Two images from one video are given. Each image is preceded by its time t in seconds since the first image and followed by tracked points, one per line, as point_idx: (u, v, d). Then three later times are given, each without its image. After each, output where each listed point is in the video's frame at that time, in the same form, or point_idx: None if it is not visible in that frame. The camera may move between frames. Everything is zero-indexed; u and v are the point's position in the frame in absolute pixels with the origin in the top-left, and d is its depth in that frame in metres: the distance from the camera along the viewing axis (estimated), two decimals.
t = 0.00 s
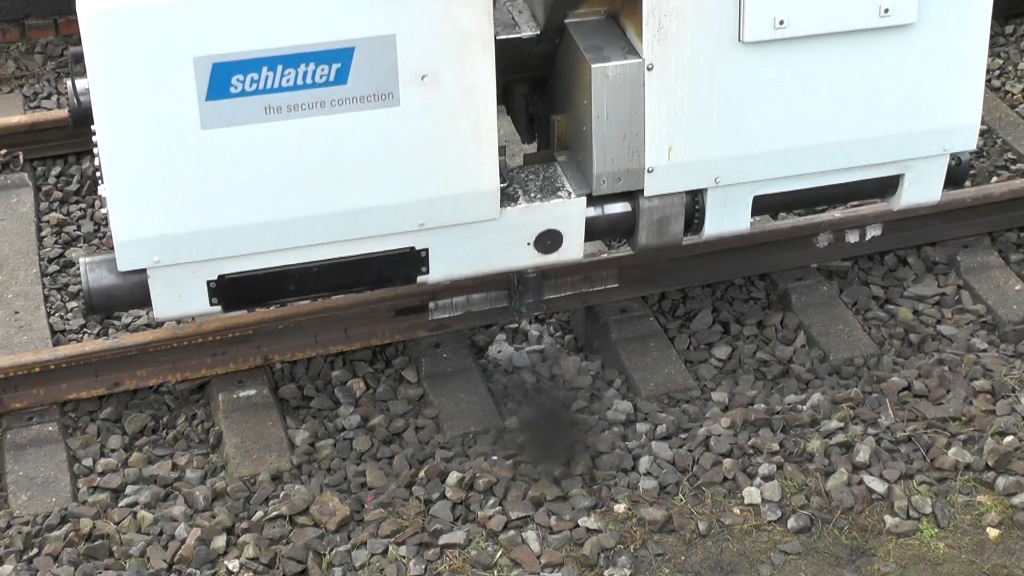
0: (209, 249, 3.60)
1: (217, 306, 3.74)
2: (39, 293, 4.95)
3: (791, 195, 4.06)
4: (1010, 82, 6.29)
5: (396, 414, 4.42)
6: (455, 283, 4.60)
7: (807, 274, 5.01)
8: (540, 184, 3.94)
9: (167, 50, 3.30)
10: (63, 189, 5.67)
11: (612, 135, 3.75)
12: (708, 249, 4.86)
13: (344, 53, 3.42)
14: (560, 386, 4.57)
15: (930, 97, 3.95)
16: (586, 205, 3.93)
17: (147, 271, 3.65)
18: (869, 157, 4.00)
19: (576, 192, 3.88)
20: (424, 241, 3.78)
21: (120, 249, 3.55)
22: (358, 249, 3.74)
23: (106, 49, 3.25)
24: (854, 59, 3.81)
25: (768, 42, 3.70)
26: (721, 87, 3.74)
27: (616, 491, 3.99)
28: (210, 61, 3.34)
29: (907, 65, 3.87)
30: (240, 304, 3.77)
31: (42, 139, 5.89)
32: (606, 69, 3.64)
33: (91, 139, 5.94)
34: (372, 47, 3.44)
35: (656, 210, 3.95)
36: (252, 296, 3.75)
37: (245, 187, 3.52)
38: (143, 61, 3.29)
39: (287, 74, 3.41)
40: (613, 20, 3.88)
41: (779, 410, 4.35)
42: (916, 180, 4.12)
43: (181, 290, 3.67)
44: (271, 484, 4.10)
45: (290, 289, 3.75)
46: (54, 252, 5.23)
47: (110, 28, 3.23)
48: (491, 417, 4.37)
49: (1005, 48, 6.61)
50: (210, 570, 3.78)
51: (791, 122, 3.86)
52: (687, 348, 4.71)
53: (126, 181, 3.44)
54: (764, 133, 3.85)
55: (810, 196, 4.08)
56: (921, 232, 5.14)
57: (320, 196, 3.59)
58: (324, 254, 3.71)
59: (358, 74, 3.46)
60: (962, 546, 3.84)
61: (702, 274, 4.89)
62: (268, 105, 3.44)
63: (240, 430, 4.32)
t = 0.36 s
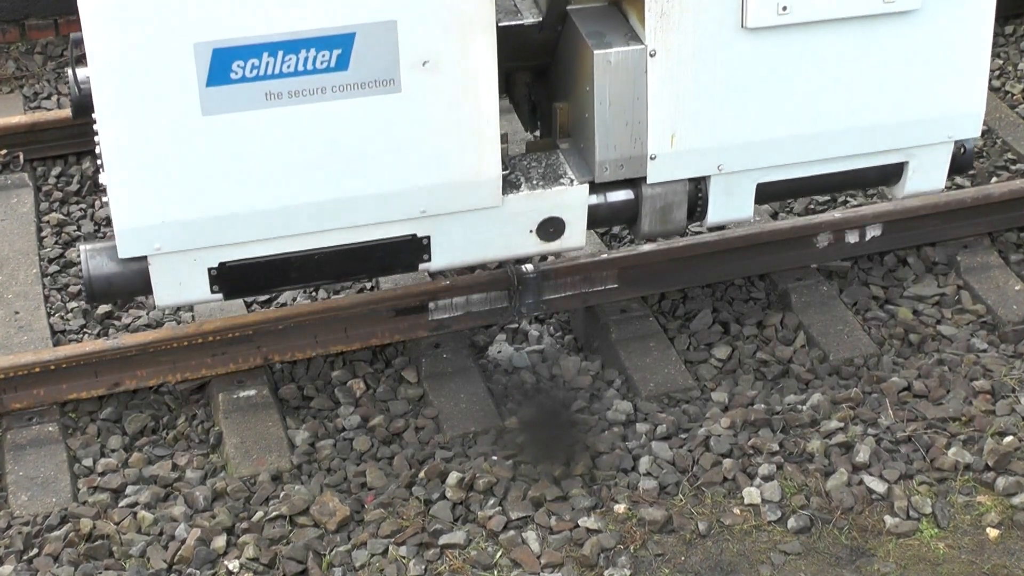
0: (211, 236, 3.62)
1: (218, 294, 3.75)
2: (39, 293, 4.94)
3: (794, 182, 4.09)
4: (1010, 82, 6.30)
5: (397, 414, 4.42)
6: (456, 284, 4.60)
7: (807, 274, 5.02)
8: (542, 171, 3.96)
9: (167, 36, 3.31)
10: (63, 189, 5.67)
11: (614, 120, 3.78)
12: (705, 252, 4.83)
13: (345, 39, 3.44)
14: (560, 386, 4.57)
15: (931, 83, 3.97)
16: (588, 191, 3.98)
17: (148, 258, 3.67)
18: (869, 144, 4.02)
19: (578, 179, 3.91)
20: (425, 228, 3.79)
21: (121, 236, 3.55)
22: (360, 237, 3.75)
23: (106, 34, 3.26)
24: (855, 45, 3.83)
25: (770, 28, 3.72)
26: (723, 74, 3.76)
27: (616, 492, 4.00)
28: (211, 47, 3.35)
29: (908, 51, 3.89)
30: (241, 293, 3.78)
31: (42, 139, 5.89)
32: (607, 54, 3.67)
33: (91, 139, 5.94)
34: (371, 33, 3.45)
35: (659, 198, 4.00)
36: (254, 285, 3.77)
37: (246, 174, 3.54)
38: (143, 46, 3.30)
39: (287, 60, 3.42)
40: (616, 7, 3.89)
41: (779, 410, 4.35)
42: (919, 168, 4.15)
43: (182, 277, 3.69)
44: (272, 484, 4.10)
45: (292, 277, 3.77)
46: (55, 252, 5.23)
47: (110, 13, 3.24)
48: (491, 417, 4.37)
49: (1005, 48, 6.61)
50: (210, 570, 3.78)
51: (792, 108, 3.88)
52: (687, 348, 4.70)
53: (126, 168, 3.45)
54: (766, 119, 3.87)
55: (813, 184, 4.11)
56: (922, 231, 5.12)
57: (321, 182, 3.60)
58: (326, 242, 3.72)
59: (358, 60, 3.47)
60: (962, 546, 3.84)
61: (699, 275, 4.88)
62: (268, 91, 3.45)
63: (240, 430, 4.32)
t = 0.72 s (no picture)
0: (213, 223, 3.63)
1: (221, 283, 3.77)
2: (39, 293, 4.93)
3: (798, 169, 4.11)
4: (1010, 82, 6.30)
5: (397, 414, 4.42)
6: (457, 284, 4.60)
7: (807, 274, 5.02)
8: (546, 158, 3.98)
9: (171, 23, 3.32)
10: (63, 189, 5.67)
11: (620, 106, 3.79)
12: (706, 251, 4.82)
13: (347, 24, 3.44)
14: (560, 386, 4.57)
15: (935, 68, 4.00)
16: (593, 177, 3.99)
17: (150, 246, 3.68)
18: (875, 128, 4.05)
19: (583, 166, 3.92)
20: (430, 216, 3.81)
21: (124, 223, 3.57)
22: (364, 224, 3.77)
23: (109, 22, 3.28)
24: (860, 31, 3.86)
25: (775, 13, 3.75)
26: (728, 60, 3.79)
27: (616, 492, 4.00)
28: (213, 33, 3.36)
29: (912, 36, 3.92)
30: (244, 279, 3.80)
31: (43, 139, 5.88)
32: (612, 39, 3.68)
33: (91, 139, 5.93)
34: (374, 19, 3.46)
35: (664, 183, 4.01)
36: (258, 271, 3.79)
37: (249, 159, 3.55)
38: (146, 34, 3.32)
39: (291, 46, 3.43)
40: None
41: (779, 410, 4.36)
42: (927, 155, 4.19)
43: (186, 267, 3.71)
44: (272, 484, 4.10)
45: (295, 265, 3.79)
46: (55, 252, 5.22)
47: None
48: (491, 417, 4.37)
49: (1005, 48, 6.62)
50: (210, 570, 3.78)
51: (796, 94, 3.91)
52: (687, 348, 4.71)
53: (129, 155, 3.47)
54: (771, 105, 3.90)
55: (818, 170, 4.14)
56: (922, 231, 5.12)
57: (325, 168, 3.62)
58: (330, 229, 3.74)
59: (362, 46, 3.48)
60: (962, 546, 3.85)
61: (701, 276, 4.88)
62: (272, 77, 3.46)
63: (240, 430, 4.32)
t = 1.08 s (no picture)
0: (216, 210, 3.63)
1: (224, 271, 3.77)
2: (39, 292, 4.92)
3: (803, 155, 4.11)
4: (1010, 82, 6.30)
5: (396, 414, 4.42)
6: (457, 284, 4.60)
7: (807, 274, 5.02)
8: (550, 144, 3.98)
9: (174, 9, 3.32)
10: (63, 189, 5.67)
11: (624, 92, 3.77)
12: (706, 250, 4.82)
13: (351, 10, 3.44)
14: (560, 386, 4.57)
15: (940, 52, 4.02)
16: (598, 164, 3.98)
17: (153, 233, 3.68)
18: (880, 113, 4.06)
19: (587, 151, 3.92)
20: (434, 202, 3.81)
21: (126, 211, 3.56)
22: (369, 211, 3.77)
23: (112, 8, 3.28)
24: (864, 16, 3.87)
25: None
26: (733, 45, 3.79)
27: (616, 491, 4.00)
28: (216, 18, 3.36)
29: (916, 21, 3.93)
30: (247, 267, 3.80)
31: (43, 139, 5.88)
32: (616, 23, 3.65)
33: (91, 139, 5.93)
34: (378, 4, 3.45)
35: (669, 169, 3.99)
36: (261, 258, 3.78)
37: (252, 145, 3.55)
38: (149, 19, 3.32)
39: (294, 31, 3.42)
40: None
41: (779, 411, 4.35)
42: (932, 139, 4.19)
43: (189, 254, 3.71)
44: (271, 484, 4.10)
45: (299, 252, 3.80)
46: (55, 252, 5.21)
47: None
48: (491, 417, 4.37)
49: (1005, 48, 6.62)
50: (210, 570, 3.78)
51: (801, 79, 3.91)
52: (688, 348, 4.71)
53: (132, 143, 3.46)
54: (776, 90, 3.91)
55: (822, 156, 4.14)
56: (923, 231, 5.12)
57: (329, 154, 3.62)
58: (334, 216, 3.74)
59: (365, 32, 3.48)
60: (962, 546, 3.85)
61: (703, 276, 4.88)
62: (275, 63, 3.45)
63: (240, 430, 4.32)
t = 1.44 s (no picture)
0: (218, 196, 3.61)
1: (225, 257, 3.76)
2: (39, 292, 4.92)
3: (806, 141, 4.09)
4: (1011, 82, 6.30)
5: (396, 414, 4.41)
6: (457, 284, 4.60)
7: (807, 274, 5.01)
8: (553, 130, 3.97)
9: None
10: (64, 189, 5.67)
11: (627, 78, 3.76)
12: (705, 251, 4.82)
13: None
14: (560, 386, 4.56)
15: (943, 38, 4.02)
16: (601, 150, 3.98)
17: (153, 221, 3.67)
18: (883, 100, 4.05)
19: (590, 138, 3.91)
20: (436, 188, 3.79)
21: (126, 197, 3.54)
22: (371, 197, 3.75)
23: None
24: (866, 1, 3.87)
25: None
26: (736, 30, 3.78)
27: (617, 491, 4.01)
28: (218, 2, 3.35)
29: (918, 6, 3.94)
30: (248, 253, 3.78)
31: (43, 139, 5.88)
32: (620, 9, 3.64)
33: (90, 140, 5.93)
34: None
35: (672, 155, 3.98)
36: (262, 244, 3.77)
37: (253, 131, 3.53)
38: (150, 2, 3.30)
39: (296, 16, 3.41)
40: None
41: (780, 411, 4.35)
42: (936, 127, 4.18)
43: (190, 240, 3.69)
44: (272, 484, 4.10)
45: (300, 239, 3.77)
46: (55, 252, 5.20)
47: None
48: (491, 417, 4.37)
49: (1006, 48, 6.62)
50: (211, 570, 3.79)
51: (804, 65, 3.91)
52: (688, 347, 4.71)
53: (132, 128, 3.44)
54: (779, 76, 3.90)
55: (825, 143, 4.13)
56: (924, 231, 5.12)
57: (331, 140, 3.61)
58: (335, 202, 3.73)
59: (367, 15, 3.47)
60: (962, 546, 3.85)
61: (704, 277, 4.89)
62: (276, 47, 3.44)
63: (241, 429, 4.32)
